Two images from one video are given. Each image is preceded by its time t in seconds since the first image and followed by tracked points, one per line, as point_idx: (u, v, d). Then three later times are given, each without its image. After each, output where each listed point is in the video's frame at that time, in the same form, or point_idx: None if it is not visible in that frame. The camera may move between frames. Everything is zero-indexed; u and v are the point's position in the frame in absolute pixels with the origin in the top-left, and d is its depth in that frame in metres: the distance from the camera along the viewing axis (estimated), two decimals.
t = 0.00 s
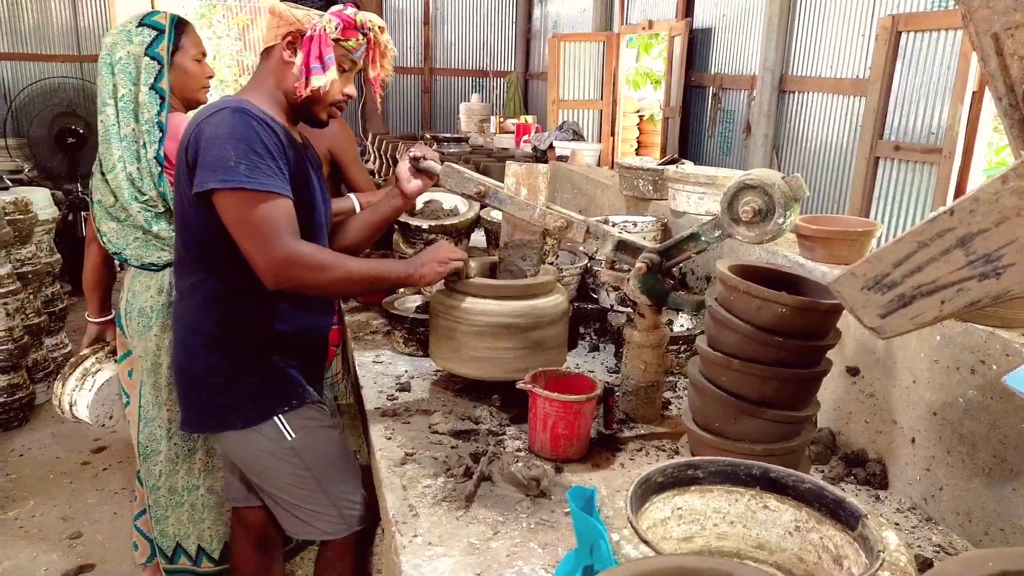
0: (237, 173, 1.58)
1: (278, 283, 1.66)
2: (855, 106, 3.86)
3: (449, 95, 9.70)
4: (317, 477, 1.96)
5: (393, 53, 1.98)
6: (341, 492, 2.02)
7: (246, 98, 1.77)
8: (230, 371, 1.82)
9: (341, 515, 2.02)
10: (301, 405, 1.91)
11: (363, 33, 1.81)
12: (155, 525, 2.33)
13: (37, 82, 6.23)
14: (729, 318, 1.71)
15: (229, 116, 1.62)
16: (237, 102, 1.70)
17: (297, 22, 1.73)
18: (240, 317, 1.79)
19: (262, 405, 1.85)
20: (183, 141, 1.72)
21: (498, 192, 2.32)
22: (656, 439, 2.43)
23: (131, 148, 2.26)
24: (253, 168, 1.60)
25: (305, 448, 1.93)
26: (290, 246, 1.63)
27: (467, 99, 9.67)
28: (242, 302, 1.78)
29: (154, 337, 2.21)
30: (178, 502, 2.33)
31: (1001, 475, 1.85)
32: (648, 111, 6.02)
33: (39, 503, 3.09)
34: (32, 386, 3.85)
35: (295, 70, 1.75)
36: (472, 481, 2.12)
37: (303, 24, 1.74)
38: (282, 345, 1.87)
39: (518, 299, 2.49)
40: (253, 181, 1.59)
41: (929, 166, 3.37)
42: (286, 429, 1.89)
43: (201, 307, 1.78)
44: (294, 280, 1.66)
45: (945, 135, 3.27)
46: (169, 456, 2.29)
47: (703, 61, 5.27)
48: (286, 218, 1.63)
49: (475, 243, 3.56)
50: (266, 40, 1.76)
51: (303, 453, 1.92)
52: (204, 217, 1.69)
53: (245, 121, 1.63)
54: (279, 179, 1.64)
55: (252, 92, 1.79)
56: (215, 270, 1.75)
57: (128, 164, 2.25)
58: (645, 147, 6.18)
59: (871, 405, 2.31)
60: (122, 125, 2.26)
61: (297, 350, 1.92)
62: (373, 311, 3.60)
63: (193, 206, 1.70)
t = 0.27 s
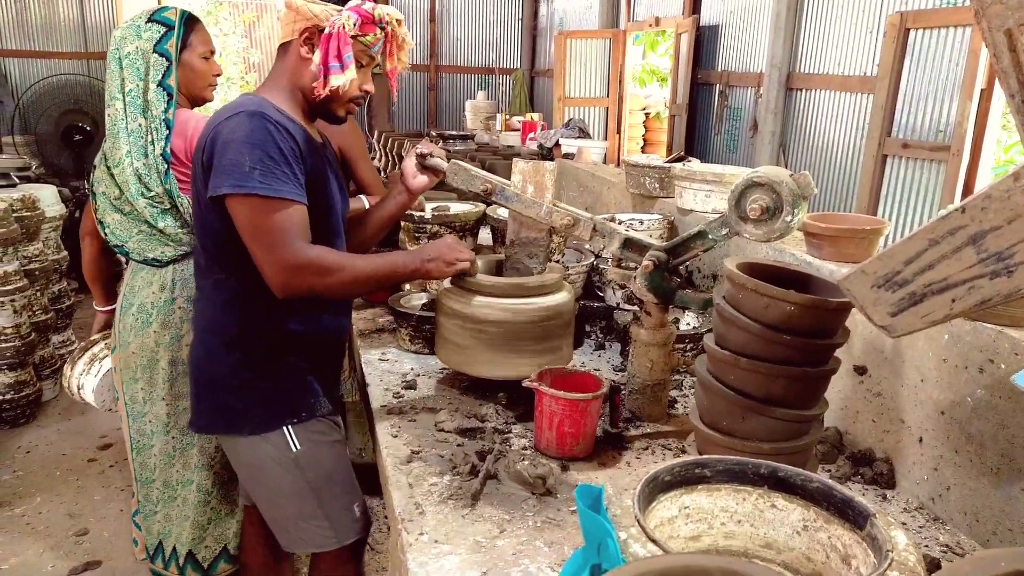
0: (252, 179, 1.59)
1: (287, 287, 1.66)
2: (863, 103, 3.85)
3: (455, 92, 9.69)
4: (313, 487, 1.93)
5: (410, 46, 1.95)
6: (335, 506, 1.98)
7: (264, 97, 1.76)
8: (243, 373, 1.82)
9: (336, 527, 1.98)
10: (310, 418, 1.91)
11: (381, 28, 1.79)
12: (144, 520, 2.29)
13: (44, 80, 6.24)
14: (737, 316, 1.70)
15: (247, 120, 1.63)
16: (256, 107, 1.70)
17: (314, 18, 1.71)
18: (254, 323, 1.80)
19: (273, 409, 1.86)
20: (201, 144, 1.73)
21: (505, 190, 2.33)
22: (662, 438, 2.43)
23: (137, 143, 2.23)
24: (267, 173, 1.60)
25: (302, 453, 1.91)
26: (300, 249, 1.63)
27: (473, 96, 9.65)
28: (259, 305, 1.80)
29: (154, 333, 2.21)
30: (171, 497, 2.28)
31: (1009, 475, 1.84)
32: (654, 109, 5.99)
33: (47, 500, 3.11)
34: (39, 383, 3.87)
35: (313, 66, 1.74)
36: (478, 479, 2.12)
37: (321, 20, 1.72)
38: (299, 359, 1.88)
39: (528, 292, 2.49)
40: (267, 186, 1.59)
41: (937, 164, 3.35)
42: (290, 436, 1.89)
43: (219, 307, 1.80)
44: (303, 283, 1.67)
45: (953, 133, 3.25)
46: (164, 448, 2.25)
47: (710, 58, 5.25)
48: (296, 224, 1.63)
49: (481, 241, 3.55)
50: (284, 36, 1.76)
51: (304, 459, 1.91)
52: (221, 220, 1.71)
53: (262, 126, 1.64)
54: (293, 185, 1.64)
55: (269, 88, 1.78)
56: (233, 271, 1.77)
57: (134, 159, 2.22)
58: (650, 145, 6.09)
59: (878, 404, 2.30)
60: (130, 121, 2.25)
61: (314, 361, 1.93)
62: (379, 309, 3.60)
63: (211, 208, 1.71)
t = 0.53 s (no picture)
0: (276, 199, 1.42)
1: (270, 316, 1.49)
2: (873, 102, 3.82)
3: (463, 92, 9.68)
4: (323, 503, 1.80)
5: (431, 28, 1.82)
6: (337, 523, 1.85)
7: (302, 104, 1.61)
8: (278, 379, 1.67)
9: (332, 545, 1.85)
10: (342, 430, 1.75)
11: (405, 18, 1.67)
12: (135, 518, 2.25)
13: (54, 79, 6.28)
14: (747, 316, 1.69)
15: (281, 132, 1.46)
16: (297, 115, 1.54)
17: (338, 15, 1.58)
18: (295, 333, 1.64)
19: (304, 422, 1.70)
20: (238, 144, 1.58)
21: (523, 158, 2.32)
22: (671, 438, 2.42)
23: (133, 145, 2.11)
24: (292, 192, 1.43)
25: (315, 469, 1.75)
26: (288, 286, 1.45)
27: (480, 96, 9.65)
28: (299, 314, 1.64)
29: (149, 332, 2.15)
30: (168, 495, 2.24)
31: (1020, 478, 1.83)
32: (661, 108, 5.99)
33: (56, 497, 3.12)
34: (49, 381, 3.89)
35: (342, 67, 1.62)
36: (486, 478, 2.12)
37: (345, 17, 1.59)
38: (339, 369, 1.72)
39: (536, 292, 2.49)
40: (291, 209, 1.42)
41: (947, 164, 3.33)
42: (314, 449, 1.73)
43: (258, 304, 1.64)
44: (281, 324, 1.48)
45: (964, 133, 3.23)
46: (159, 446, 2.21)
47: (719, 58, 5.24)
48: (296, 253, 1.46)
49: (489, 241, 3.55)
50: (305, 36, 1.62)
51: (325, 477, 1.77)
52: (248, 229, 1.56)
53: (297, 140, 1.47)
54: (321, 209, 1.47)
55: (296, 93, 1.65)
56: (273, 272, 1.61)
57: (130, 160, 2.10)
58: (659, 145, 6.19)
59: (888, 406, 2.28)
60: (127, 124, 2.13)
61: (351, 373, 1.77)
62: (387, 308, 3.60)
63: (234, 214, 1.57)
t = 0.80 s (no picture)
0: (320, 211, 1.39)
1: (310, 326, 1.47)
2: (886, 104, 3.80)
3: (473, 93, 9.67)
4: (359, 504, 1.80)
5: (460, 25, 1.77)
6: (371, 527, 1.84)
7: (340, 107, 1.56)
8: (327, 384, 1.66)
9: (367, 548, 1.84)
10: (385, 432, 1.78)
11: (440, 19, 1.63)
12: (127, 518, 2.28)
13: (67, 79, 6.32)
14: (761, 318, 1.69)
15: (326, 140, 1.42)
16: (340, 120, 1.49)
17: (376, 17, 1.52)
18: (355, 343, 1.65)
19: (355, 425, 1.72)
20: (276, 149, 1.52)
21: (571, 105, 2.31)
22: (682, 440, 2.41)
23: (129, 147, 2.07)
24: (337, 204, 1.40)
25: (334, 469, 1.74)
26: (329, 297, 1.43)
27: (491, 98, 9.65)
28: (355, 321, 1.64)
29: (142, 333, 2.15)
30: (146, 498, 2.25)
31: None
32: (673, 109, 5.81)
33: (68, 495, 3.15)
34: (61, 379, 3.92)
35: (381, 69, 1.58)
36: (497, 479, 2.12)
37: (384, 19, 1.53)
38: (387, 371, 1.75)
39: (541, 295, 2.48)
40: (336, 221, 1.39)
41: (960, 166, 3.31)
42: (359, 451, 1.75)
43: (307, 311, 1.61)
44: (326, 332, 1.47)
45: (977, 135, 3.21)
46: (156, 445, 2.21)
47: (730, 59, 5.22)
48: (341, 264, 1.43)
49: (500, 242, 3.55)
50: (339, 37, 1.57)
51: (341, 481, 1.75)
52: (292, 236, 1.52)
53: (342, 150, 1.42)
54: (365, 221, 1.44)
55: (333, 92, 1.60)
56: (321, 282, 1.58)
57: (125, 162, 2.06)
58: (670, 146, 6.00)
59: (901, 409, 2.27)
60: (126, 126, 2.08)
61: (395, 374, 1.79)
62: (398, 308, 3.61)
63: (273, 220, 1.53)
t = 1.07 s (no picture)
0: (394, 218, 1.37)
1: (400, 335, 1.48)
2: (897, 103, 3.77)
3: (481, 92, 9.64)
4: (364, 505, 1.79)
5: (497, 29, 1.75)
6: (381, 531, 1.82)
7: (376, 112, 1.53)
8: (353, 385, 1.66)
9: (382, 550, 1.81)
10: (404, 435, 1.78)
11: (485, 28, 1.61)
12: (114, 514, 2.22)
13: (76, 78, 6.35)
14: (771, 320, 1.67)
15: (382, 148, 1.40)
16: (381, 126, 1.47)
17: (424, 24, 1.50)
18: (381, 344, 1.65)
19: (374, 428, 1.71)
20: (317, 164, 1.48)
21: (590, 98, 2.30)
22: (690, 442, 2.39)
23: (126, 148, 2.05)
24: (408, 211, 1.39)
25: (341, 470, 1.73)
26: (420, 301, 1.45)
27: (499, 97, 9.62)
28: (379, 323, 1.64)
29: (134, 332, 2.13)
30: (130, 498, 2.20)
31: None
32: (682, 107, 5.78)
33: (75, 492, 3.16)
34: (69, 377, 3.93)
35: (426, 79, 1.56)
36: (503, 480, 2.11)
37: (431, 27, 1.51)
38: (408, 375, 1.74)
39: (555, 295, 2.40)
40: (411, 228, 1.39)
41: (972, 166, 3.28)
42: (379, 455, 1.74)
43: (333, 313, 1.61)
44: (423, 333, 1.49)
45: (990, 134, 3.17)
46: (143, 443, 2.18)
47: (740, 58, 5.19)
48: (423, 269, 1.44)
49: (507, 241, 3.54)
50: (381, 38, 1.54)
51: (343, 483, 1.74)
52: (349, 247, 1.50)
53: (397, 156, 1.41)
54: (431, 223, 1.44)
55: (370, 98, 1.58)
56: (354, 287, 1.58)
57: (121, 165, 2.05)
58: (678, 146, 5.90)
59: (912, 411, 2.24)
60: (126, 126, 2.06)
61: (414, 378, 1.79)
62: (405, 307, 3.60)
63: (325, 234, 1.50)
